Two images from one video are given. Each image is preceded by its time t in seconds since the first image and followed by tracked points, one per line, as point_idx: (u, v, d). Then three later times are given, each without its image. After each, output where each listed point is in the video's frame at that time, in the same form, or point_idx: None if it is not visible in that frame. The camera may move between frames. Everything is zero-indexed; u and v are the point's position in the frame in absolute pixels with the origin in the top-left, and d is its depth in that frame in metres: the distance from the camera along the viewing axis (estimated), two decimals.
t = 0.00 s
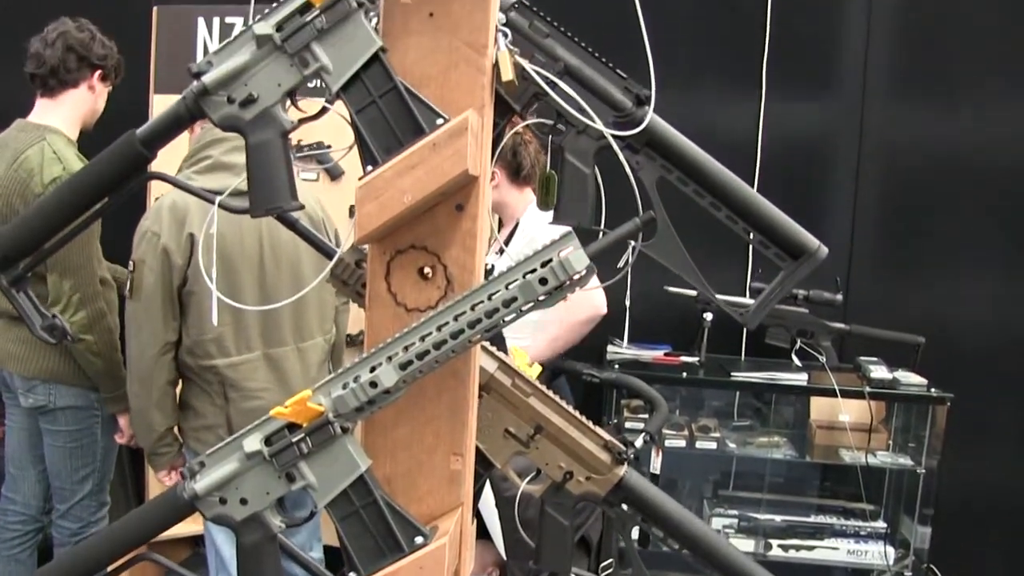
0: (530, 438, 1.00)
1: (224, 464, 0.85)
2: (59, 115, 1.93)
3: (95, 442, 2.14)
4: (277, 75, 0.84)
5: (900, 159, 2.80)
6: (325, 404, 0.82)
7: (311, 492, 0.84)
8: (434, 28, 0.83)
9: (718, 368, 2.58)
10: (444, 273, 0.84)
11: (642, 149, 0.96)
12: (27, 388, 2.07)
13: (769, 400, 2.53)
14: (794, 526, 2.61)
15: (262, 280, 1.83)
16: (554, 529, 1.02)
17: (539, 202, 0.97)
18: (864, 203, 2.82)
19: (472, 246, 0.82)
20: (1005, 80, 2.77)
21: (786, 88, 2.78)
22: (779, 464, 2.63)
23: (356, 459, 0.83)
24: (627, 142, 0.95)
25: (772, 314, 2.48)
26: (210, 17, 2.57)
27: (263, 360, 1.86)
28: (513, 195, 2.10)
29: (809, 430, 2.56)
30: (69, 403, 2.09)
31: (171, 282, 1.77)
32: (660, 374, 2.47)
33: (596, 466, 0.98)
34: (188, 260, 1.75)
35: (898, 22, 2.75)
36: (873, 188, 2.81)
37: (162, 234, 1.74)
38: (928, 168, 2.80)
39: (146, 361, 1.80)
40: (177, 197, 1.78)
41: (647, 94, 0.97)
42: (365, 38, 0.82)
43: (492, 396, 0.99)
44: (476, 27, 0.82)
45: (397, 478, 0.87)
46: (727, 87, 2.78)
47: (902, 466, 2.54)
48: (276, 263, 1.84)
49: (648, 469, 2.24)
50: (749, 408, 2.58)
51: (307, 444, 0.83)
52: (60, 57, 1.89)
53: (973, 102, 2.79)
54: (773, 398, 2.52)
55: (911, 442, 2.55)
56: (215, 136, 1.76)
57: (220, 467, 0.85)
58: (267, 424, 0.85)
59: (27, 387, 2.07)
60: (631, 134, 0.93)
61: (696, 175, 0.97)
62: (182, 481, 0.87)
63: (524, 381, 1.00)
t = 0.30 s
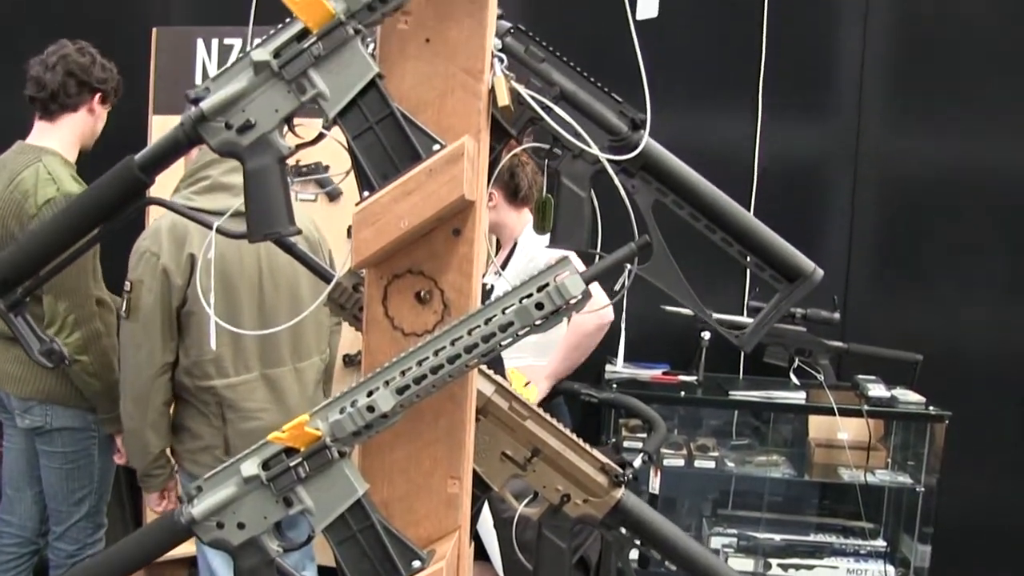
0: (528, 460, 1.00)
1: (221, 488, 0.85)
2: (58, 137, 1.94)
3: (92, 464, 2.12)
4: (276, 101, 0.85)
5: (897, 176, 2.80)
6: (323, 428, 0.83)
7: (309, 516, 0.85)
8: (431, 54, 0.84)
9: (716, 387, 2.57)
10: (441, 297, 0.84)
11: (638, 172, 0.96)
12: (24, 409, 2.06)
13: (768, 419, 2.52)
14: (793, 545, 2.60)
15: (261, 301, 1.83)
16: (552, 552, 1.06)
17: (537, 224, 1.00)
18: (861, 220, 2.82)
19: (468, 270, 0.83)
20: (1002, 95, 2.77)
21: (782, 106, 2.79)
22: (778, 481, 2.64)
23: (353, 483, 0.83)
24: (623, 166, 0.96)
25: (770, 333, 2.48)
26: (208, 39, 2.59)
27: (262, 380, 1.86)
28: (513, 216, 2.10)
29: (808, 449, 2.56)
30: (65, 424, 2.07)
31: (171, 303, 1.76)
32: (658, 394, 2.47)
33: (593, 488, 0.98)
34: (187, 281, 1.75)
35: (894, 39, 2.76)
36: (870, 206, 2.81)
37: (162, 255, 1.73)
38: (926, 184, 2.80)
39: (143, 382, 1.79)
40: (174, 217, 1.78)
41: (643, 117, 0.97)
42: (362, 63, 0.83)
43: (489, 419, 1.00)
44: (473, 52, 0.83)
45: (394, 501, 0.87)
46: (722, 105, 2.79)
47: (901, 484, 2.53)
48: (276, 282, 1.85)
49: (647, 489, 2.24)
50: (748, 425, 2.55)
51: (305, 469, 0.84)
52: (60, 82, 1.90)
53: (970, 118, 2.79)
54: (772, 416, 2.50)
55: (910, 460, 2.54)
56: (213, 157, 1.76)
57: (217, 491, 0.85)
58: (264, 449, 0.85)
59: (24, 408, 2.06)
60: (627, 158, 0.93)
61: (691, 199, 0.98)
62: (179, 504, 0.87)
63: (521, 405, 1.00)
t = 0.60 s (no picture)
0: (526, 491, 1.01)
1: (219, 519, 0.86)
2: (59, 165, 1.95)
3: (88, 489, 2.06)
4: (276, 134, 0.85)
5: (894, 198, 2.81)
6: (321, 459, 0.83)
7: (307, 548, 0.85)
8: (431, 87, 0.84)
9: (715, 412, 2.57)
10: (440, 328, 0.84)
11: (635, 205, 0.98)
12: (18, 434, 2.01)
13: (768, 443, 2.50)
14: (794, 571, 2.61)
15: (262, 327, 1.79)
16: None
17: (534, 254, 0.98)
18: (859, 244, 2.82)
19: (467, 302, 0.83)
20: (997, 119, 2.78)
21: (780, 129, 2.79)
22: (778, 506, 2.62)
23: (353, 516, 0.83)
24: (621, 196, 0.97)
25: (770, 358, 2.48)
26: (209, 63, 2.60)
27: (262, 406, 1.80)
28: (513, 241, 2.10)
29: (808, 473, 2.55)
30: (60, 449, 2.01)
31: (173, 329, 1.69)
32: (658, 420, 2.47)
33: (591, 519, 0.99)
34: (192, 305, 1.68)
35: (890, 62, 2.78)
36: (867, 229, 2.81)
37: (167, 278, 1.66)
38: (923, 207, 2.81)
39: (142, 409, 1.71)
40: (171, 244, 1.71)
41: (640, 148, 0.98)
42: (362, 97, 0.84)
43: (489, 449, 1.01)
44: (472, 85, 0.83)
45: (393, 532, 0.87)
46: (721, 127, 2.80)
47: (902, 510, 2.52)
48: (277, 308, 1.81)
49: (647, 514, 2.24)
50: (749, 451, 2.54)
51: (303, 500, 0.84)
52: (61, 113, 1.91)
53: (966, 143, 2.80)
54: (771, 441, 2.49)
55: (910, 484, 2.54)
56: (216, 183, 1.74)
57: (215, 523, 0.85)
58: (263, 480, 0.85)
59: (19, 433, 2.00)
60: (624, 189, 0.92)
61: (689, 229, 0.99)
62: (178, 535, 0.87)
63: (520, 437, 1.01)
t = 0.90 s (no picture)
0: (527, 525, 1.01)
1: (220, 555, 0.86)
2: (62, 194, 1.96)
3: (88, 518, 2.05)
4: (278, 172, 0.86)
5: (894, 224, 2.79)
6: (322, 495, 0.83)
7: None
8: (431, 124, 0.85)
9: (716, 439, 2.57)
10: (441, 364, 0.85)
11: (634, 238, 1.00)
12: (21, 463, 2.00)
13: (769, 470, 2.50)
14: None
15: (271, 354, 1.74)
16: None
17: (534, 288, 0.99)
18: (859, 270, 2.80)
19: (467, 337, 0.84)
20: (997, 144, 2.77)
21: (777, 155, 2.80)
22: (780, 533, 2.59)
23: (353, 553, 0.83)
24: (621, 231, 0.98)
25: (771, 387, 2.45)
26: (211, 92, 2.62)
27: (274, 431, 1.76)
28: (514, 274, 2.10)
29: (809, 499, 2.54)
30: (63, 478, 2.00)
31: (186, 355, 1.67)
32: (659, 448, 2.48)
33: (593, 553, 1.01)
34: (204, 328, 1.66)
35: (886, 88, 2.79)
36: (867, 255, 2.80)
37: (178, 304, 1.66)
38: (922, 230, 2.79)
39: (154, 436, 1.69)
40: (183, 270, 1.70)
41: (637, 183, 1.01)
42: (363, 135, 0.84)
43: (490, 483, 1.01)
44: (472, 123, 0.84)
45: (393, 568, 0.87)
46: (719, 154, 2.80)
47: (906, 537, 2.51)
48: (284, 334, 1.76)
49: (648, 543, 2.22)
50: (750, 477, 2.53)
51: (304, 536, 0.84)
52: (68, 144, 1.92)
53: (966, 167, 2.77)
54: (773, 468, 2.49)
55: (914, 511, 2.51)
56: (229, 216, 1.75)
57: (215, 559, 0.86)
58: (264, 515, 0.86)
59: (22, 462, 2.00)
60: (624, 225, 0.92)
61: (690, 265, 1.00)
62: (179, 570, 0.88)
63: (521, 470, 1.01)
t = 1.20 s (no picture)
0: (527, 562, 1.07)
1: None
2: (67, 225, 1.97)
3: (87, 551, 2.03)
4: (281, 212, 0.87)
5: (893, 255, 2.79)
6: (323, 533, 0.83)
7: None
8: (432, 165, 0.86)
9: (717, 471, 2.57)
10: (442, 403, 0.85)
11: (635, 276, 1.02)
12: (19, 495, 1.98)
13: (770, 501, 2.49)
14: None
15: (293, 383, 1.79)
16: None
17: (534, 326, 0.99)
18: (858, 301, 2.80)
19: (468, 377, 0.84)
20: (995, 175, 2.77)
21: (775, 186, 2.81)
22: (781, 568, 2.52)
23: None
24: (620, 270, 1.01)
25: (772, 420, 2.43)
26: (213, 124, 2.64)
27: (293, 457, 1.79)
28: (515, 305, 2.12)
29: (811, 532, 2.53)
30: (63, 509, 1.99)
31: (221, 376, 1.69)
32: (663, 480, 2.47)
33: None
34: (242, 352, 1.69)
35: (884, 119, 2.80)
36: (866, 285, 2.79)
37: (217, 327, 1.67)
38: (922, 261, 2.78)
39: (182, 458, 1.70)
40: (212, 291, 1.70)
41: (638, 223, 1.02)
42: (365, 176, 0.86)
43: (492, 521, 1.07)
44: (473, 164, 0.85)
45: None
46: (717, 185, 2.82)
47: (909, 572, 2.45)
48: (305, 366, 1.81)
49: None
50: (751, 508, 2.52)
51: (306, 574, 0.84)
52: (73, 174, 1.93)
53: (964, 199, 2.78)
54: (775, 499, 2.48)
55: (918, 544, 2.46)
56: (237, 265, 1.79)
57: None
58: (265, 554, 0.86)
59: (20, 494, 1.98)
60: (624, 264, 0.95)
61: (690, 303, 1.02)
62: None
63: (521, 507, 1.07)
